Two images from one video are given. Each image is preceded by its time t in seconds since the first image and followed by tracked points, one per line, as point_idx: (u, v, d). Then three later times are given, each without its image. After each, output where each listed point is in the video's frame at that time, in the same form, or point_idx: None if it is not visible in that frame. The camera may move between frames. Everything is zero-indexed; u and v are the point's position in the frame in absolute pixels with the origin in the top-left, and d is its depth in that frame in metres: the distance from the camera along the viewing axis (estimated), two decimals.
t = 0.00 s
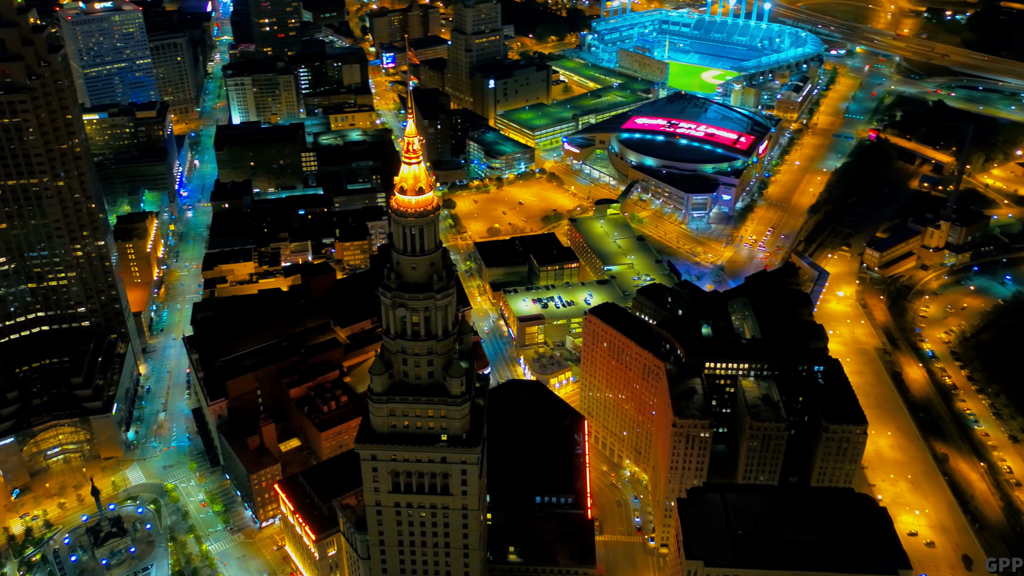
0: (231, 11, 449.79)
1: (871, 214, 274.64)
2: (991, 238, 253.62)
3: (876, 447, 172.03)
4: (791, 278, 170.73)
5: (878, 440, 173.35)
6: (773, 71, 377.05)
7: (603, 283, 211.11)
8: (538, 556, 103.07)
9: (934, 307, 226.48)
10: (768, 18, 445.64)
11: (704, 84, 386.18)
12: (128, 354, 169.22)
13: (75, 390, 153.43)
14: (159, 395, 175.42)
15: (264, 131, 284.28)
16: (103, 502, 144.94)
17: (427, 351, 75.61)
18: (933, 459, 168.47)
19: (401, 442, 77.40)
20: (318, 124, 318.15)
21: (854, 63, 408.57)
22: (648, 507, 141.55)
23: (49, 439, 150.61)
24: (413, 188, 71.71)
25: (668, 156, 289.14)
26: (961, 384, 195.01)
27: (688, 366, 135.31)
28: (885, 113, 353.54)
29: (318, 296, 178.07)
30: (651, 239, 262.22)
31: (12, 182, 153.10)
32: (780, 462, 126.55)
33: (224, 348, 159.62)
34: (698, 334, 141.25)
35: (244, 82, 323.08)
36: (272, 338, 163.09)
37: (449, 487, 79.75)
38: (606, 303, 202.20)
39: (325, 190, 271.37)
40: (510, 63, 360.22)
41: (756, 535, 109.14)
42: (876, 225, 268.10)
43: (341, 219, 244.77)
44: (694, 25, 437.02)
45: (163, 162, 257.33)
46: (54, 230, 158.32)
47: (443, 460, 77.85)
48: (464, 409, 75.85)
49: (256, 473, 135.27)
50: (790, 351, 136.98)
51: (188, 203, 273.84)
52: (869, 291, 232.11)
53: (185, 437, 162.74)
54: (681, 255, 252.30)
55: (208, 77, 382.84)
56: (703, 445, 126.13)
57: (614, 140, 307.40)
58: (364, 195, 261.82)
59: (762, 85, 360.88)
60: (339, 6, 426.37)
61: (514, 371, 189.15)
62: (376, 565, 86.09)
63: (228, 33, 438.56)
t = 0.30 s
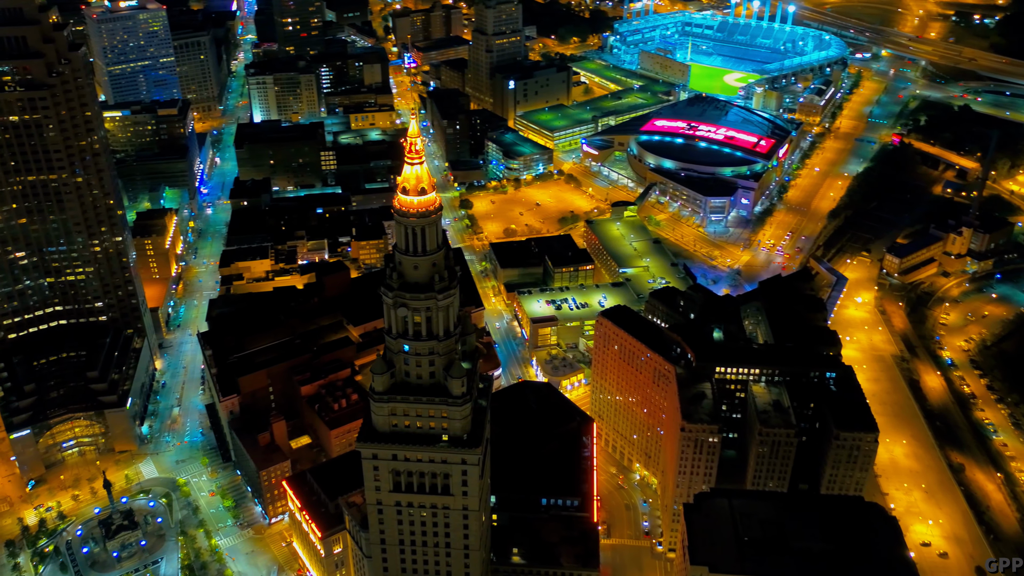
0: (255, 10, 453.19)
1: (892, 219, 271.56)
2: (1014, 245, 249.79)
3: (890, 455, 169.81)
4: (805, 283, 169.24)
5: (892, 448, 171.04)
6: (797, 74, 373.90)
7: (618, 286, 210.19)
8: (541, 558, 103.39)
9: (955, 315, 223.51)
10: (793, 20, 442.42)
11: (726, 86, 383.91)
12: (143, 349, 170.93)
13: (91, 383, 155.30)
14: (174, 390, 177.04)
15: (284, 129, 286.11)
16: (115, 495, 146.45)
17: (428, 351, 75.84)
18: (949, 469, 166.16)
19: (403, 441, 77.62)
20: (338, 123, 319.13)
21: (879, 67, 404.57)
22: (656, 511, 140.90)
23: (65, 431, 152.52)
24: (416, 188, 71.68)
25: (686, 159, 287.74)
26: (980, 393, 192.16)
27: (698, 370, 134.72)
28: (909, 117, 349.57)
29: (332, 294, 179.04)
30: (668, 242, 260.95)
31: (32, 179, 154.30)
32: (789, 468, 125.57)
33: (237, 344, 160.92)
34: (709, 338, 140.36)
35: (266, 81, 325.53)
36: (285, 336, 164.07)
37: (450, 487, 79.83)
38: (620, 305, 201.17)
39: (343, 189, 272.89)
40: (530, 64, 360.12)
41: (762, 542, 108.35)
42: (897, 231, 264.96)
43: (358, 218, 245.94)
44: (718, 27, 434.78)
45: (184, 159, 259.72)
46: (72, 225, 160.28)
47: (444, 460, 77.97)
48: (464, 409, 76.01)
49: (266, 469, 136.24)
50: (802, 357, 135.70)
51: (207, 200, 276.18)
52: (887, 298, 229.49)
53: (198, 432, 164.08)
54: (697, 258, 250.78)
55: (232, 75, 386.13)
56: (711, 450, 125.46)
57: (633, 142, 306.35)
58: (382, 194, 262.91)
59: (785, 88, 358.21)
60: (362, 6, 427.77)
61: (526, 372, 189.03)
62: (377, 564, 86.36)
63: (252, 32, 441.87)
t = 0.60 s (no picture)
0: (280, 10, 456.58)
1: (915, 225, 268.01)
2: None
3: (906, 464, 167.43)
4: (822, 288, 167.57)
5: (907, 456, 168.67)
6: (821, 77, 369.58)
7: (634, 288, 209.04)
8: (545, 560, 104.03)
9: (976, 322, 220.27)
10: (818, 23, 438.65)
11: (749, 89, 379.43)
12: (160, 343, 172.64)
13: (108, 376, 157.13)
14: (190, 385, 178.68)
15: (305, 128, 287.92)
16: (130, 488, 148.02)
17: (430, 350, 76.11)
18: (966, 479, 163.66)
19: (404, 440, 77.85)
20: (359, 122, 320.36)
21: (906, 71, 400.09)
22: (666, 515, 140.20)
23: (82, 424, 154.53)
24: (419, 188, 72.09)
25: (706, 162, 285.97)
26: (1000, 403, 188.86)
27: (710, 374, 133.96)
28: (935, 121, 345.16)
29: (346, 292, 179.94)
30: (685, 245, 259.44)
31: (53, 174, 156.41)
32: (799, 475, 124.56)
33: (252, 341, 162.32)
34: (722, 342, 139.40)
35: (289, 80, 327.92)
36: (299, 333, 165.04)
37: (452, 487, 79.99)
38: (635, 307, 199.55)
39: (362, 188, 274.10)
40: (552, 65, 359.88)
41: (769, 548, 107.43)
42: (919, 237, 261.42)
43: (377, 217, 247.07)
44: (742, 29, 432.23)
45: (205, 156, 262.20)
46: (91, 220, 162.35)
47: (446, 460, 78.12)
48: (466, 409, 76.16)
49: (277, 465, 137.33)
50: (815, 362, 134.37)
51: (228, 197, 278.55)
52: (908, 304, 226.54)
53: (213, 427, 165.49)
54: (715, 261, 249.12)
55: (256, 74, 389.33)
56: (721, 455, 124.83)
57: (654, 144, 305.01)
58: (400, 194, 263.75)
59: (809, 91, 355.06)
60: (386, 6, 429.06)
61: (539, 373, 188.52)
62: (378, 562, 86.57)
63: (277, 31, 445.12)
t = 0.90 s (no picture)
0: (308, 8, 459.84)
1: (940, 231, 264.04)
2: None
3: (923, 473, 165.18)
4: (840, 294, 165.72)
5: (925, 465, 166.37)
6: (848, 81, 362.96)
7: (651, 291, 207.78)
8: (551, 561, 104.02)
9: (1001, 332, 216.50)
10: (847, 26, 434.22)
11: (774, 92, 376.88)
12: (179, 338, 174.50)
13: (126, 369, 159.05)
14: (208, 379, 180.41)
15: (328, 126, 289.68)
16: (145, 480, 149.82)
17: (435, 350, 76.26)
18: (985, 490, 160.85)
19: (408, 438, 78.10)
20: (382, 121, 321.78)
21: (936, 75, 394.61)
22: (677, 520, 139.38)
23: (100, 416, 156.64)
24: (425, 187, 72.56)
25: (728, 165, 283.91)
26: None
27: (723, 379, 132.99)
28: (963, 127, 340.08)
29: (363, 290, 180.56)
30: (705, 248, 257.72)
31: (76, 169, 158.43)
32: (811, 482, 123.39)
33: (268, 337, 163.41)
34: (736, 347, 138.28)
35: (313, 78, 330.35)
36: (315, 330, 165.80)
37: (455, 486, 80.10)
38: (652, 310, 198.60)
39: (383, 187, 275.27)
40: (576, 66, 359.21)
41: (777, 555, 106.59)
42: (945, 244, 257.55)
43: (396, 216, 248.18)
44: (770, 32, 428.69)
45: (229, 153, 264.58)
46: (113, 215, 164.41)
47: (449, 459, 78.30)
48: (470, 409, 76.23)
49: (289, 460, 138.28)
50: (830, 369, 132.94)
51: (251, 194, 281.24)
52: (931, 311, 223.17)
53: (228, 421, 166.99)
54: (735, 265, 247.21)
55: (282, 72, 392.47)
56: (732, 460, 124.10)
57: (676, 147, 303.35)
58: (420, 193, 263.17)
59: (835, 94, 351.31)
60: (412, 5, 430.20)
61: (554, 375, 188.56)
62: (382, 559, 86.90)
63: (304, 30, 448.37)
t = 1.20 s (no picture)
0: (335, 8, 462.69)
1: (966, 238, 259.97)
2: None
3: (941, 483, 162.02)
4: (858, 301, 163.69)
5: (943, 475, 163.18)
6: (876, 85, 360.02)
7: (669, 294, 206.51)
8: (557, 562, 103.88)
9: None
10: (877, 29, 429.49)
11: (800, 95, 373.43)
12: (197, 332, 176.44)
13: (145, 363, 160.92)
14: (225, 374, 182.14)
15: (351, 125, 291.22)
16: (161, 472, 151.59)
17: (439, 349, 76.48)
18: (1005, 502, 157.71)
19: (412, 437, 78.28)
20: (405, 120, 323.06)
21: (967, 80, 389.04)
22: (689, 525, 138.54)
23: (119, 408, 158.74)
24: (431, 187, 72.89)
25: (751, 168, 281.53)
26: None
27: (736, 384, 132.25)
28: (993, 132, 334.91)
29: (380, 288, 181.18)
30: (726, 252, 255.88)
31: (98, 164, 160.36)
32: (823, 490, 122.22)
33: (284, 334, 164.78)
34: (751, 351, 137.27)
35: (338, 77, 332.49)
36: (331, 327, 166.73)
37: (459, 486, 80.19)
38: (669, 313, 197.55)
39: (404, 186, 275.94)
40: (600, 67, 358.21)
41: (786, 562, 105.59)
42: (970, 251, 253.54)
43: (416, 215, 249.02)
44: (798, 34, 425.03)
45: (252, 151, 266.75)
46: (134, 210, 166.47)
47: (452, 458, 78.47)
48: (474, 409, 76.29)
49: (301, 456, 139.20)
50: (845, 376, 131.56)
51: (274, 191, 283.61)
52: (955, 319, 219.49)
53: (244, 416, 168.49)
54: (755, 269, 245.23)
55: (308, 70, 395.25)
56: (743, 466, 123.32)
57: (698, 149, 301.70)
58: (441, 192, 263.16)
59: (862, 98, 347.53)
60: (438, 5, 431.03)
61: (569, 376, 188.18)
62: (387, 557, 87.24)
63: (331, 29, 451.13)
